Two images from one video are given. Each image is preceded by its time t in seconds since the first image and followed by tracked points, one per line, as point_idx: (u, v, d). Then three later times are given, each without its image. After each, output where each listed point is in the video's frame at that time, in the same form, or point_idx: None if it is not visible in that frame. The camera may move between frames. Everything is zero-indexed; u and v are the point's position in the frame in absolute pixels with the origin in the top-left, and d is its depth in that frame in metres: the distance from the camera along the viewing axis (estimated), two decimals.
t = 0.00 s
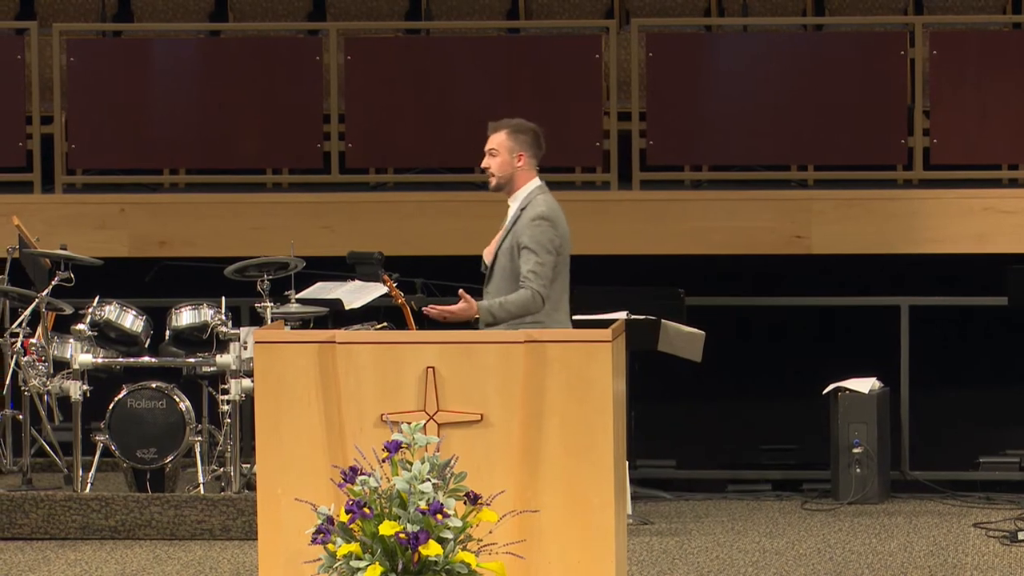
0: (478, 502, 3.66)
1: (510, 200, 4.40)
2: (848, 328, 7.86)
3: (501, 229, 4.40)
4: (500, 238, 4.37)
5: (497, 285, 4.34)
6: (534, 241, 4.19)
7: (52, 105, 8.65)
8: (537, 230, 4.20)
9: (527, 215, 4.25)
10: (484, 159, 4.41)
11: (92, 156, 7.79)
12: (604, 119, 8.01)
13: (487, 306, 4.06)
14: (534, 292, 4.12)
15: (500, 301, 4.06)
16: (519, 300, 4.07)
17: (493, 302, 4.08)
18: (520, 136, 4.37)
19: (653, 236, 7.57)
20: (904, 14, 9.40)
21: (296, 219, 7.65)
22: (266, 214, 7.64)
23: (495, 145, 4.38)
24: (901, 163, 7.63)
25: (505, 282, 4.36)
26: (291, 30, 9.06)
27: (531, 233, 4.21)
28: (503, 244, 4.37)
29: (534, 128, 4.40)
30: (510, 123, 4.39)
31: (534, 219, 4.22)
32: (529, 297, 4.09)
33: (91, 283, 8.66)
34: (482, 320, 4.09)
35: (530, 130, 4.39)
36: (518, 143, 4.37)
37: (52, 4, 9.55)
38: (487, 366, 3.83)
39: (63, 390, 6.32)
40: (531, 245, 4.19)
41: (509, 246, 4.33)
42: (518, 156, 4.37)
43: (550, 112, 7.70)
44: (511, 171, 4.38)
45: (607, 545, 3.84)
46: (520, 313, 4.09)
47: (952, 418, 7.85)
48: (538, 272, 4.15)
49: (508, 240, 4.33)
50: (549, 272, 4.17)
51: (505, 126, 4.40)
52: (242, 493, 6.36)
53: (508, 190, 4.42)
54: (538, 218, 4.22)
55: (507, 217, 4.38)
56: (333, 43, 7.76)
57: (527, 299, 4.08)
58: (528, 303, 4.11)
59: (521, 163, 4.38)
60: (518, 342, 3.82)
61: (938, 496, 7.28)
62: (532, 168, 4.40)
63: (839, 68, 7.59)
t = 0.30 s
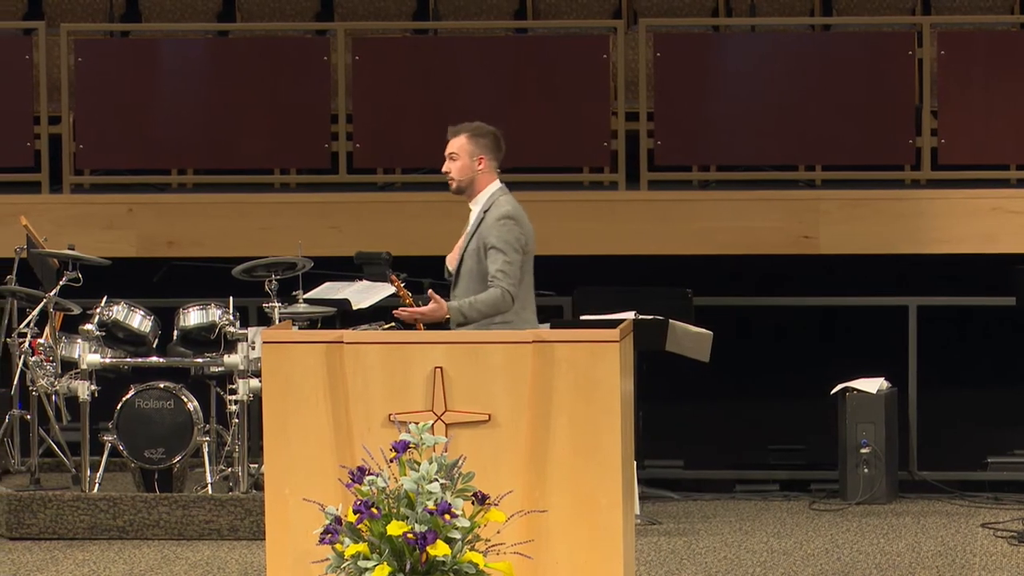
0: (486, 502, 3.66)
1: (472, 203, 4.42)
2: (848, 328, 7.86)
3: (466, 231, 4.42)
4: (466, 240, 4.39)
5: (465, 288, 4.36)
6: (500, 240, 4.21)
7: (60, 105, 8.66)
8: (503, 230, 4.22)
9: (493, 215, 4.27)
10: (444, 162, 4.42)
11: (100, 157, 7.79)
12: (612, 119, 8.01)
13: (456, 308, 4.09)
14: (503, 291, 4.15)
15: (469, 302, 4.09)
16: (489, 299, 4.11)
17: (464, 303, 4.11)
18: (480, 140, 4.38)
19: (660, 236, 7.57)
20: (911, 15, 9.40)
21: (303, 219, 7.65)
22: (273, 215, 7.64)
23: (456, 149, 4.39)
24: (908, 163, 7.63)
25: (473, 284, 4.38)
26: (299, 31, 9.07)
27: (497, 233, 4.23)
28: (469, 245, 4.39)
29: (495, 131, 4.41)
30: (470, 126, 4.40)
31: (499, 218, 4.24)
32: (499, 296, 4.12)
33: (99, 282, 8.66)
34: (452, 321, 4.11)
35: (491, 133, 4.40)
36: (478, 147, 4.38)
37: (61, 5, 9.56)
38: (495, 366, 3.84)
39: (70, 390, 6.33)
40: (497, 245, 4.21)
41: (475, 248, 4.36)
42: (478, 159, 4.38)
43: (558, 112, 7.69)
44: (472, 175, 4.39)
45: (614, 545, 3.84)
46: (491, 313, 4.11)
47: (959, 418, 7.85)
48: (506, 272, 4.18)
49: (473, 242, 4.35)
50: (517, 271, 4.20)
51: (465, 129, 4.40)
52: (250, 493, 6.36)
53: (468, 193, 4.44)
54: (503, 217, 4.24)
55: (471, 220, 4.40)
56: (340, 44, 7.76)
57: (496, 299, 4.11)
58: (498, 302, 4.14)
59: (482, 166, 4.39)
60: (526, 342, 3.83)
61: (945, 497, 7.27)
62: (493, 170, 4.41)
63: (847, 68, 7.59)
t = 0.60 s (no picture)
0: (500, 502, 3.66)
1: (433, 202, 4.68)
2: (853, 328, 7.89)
3: (425, 231, 4.68)
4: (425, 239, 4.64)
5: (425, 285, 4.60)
6: (463, 237, 4.48)
7: (74, 105, 8.67)
8: (465, 228, 4.49)
9: (455, 214, 4.54)
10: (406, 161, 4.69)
11: (114, 157, 7.80)
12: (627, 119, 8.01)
13: (422, 301, 4.32)
14: (467, 286, 4.40)
15: (436, 296, 4.33)
16: (455, 293, 4.35)
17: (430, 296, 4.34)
18: (440, 139, 4.65)
19: (673, 236, 7.57)
20: (925, 15, 9.40)
21: (316, 219, 7.65)
22: (286, 215, 7.65)
23: (418, 148, 4.65)
24: (922, 163, 7.63)
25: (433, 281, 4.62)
26: (313, 30, 9.07)
27: (459, 230, 4.49)
28: (429, 244, 4.65)
29: (455, 131, 4.68)
30: (430, 127, 4.67)
31: (461, 216, 4.51)
32: (464, 289, 4.37)
33: (112, 283, 8.68)
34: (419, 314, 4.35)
35: (452, 134, 4.67)
36: (439, 146, 4.65)
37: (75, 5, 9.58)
38: (509, 367, 3.84)
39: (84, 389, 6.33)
40: (460, 242, 4.48)
41: (436, 246, 4.61)
42: (439, 158, 4.65)
43: (572, 112, 7.70)
44: (433, 173, 4.66)
45: (628, 546, 3.84)
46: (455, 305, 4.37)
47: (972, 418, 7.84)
48: (469, 267, 4.44)
49: (434, 240, 4.61)
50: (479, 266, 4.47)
51: (425, 130, 4.67)
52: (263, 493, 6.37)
53: (429, 191, 4.70)
54: (465, 215, 4.52)
55: (431, 220, 4.66)
56: (354, 44, 7.77)
57: (461, 291, 4.36)
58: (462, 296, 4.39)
59: (443, 165, 4.66)
60: (540, 343, 3.83)
61: (958, 497, 7.27)
62: (453, 169, 4.68)
63: (861, 68, 7.59)
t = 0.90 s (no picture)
0: (519, 503, 3.67)
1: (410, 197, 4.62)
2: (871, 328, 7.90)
3: (403, 227, 4.63)
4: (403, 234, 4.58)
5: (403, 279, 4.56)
6: (440, 234, 4.42)
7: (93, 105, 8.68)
8: (442, 225, 4.43)
9: (432, 210, 4.48)
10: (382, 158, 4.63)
11: (133, 157, 7.80)
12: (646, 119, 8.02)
13: (398, 302, 4.28)
14: (444, 283, 4.35)
15: (412, 293, 4.29)
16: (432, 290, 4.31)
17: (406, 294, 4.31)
18: (417, 135, 4.58)
19: (692, 236, 7.56)
20: (945, 15, 9.39)
21: (335, 218, 7.65)
22: (306, 215, 7.65)
23: (394, 144, 4.58)
24: (941, 163, 7.62)
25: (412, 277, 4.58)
26: (333, 30, 9.08)
27: (437, 227, 4.44)
28: (408, 239, 4.59)
29: (430, 127, 4.61)
30: (407, 122, 4.59)
31: (439, 213, 4.45)
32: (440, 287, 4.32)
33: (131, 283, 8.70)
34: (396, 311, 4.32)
35: (427, 130, 4.60)
36: (415, 142, 4.58)
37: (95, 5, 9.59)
38: (528, 367, 3.84)
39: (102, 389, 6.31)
40: (438, 239, 4.42)
41: (414, 242, 4.56)
42: (415, 154, 4.58)
43: (591, 112, 7.70)
44: (409, 169, 4.59)
45: (647, 546, 3.83)
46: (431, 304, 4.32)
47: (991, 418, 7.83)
48: (447, 265, 4.38)
49: (411, 237, 4.56)
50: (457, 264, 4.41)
51: (402, 125, 4.60)
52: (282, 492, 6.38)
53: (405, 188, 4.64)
54: (442, 212, 4.46)
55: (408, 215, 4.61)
56: (373, 43, 7.78)
57: (437, 290, 4.31)
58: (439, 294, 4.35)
59: (419, 161, 4.59)
60: (559, 343, 3.83)
61: (977, 497, 7.26)
62: (429, 165, 4.61)
63: (880, 68, 7.58)
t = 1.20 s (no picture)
0: (539, 503, 3.67)
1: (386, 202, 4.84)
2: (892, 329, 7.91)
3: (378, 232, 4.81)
4: (378, 239, 4.78)
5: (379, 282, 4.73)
6: (417, 237, 4.63)
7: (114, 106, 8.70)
8: (419, 229, 4.64)
9: (409, 215, 4.69)
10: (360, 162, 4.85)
11: (154, 157, 7.82)
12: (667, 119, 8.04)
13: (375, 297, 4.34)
14: (424, 283, 4.53)
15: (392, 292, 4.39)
16: (414, 286, 4.45)
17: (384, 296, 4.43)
18: (394, 139, 4.81)
19: (712, 236, 7.58)
20: (966, 15, 9.38)
21: (357, 218, 7.67)
22: (326, 215, 7.67)
23: (372, 149, 4.81)
24: (962, 163, 7.62)
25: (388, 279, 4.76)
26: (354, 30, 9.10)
27: (414, 231, 4.65)
28: (382, 244, 4.78)
29: (407, 133, 4.85)
30: (385, 128, 4.83)
31: (416, 217, 4.67)
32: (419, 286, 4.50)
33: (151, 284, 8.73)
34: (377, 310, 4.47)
35: (404, 135, 4.84)
36: (392, 146, 4.82)
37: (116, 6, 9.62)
38: (549, 366, 3.84)
39: (124, 389, 6.32)
40: (415, 242, 4.63)
41: (390, 245, 4.75)
42: (392, 158, 4.81)
43: (612, 111, 7.71)
44: (386, 173, 4.81)
45: (669, 545, 3.83)
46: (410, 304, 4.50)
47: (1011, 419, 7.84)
48: (424, 266, 4.57)
49: (387, 241, 4.76)
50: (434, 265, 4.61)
51: (380, 131, 4.84)
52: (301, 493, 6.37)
53: (383, 192, 4.86)
54: (418, 216, 4.67)
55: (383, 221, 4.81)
56: (393, 43, 7.79)
57: (419, 289, 4.48)
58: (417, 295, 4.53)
59: (396, 165, 4.82)
60: (580, 342, 3.82)
61: (998, 497, 7.25)
62: (406, 169, 4.84)
63: (901, 68, 7.59)
